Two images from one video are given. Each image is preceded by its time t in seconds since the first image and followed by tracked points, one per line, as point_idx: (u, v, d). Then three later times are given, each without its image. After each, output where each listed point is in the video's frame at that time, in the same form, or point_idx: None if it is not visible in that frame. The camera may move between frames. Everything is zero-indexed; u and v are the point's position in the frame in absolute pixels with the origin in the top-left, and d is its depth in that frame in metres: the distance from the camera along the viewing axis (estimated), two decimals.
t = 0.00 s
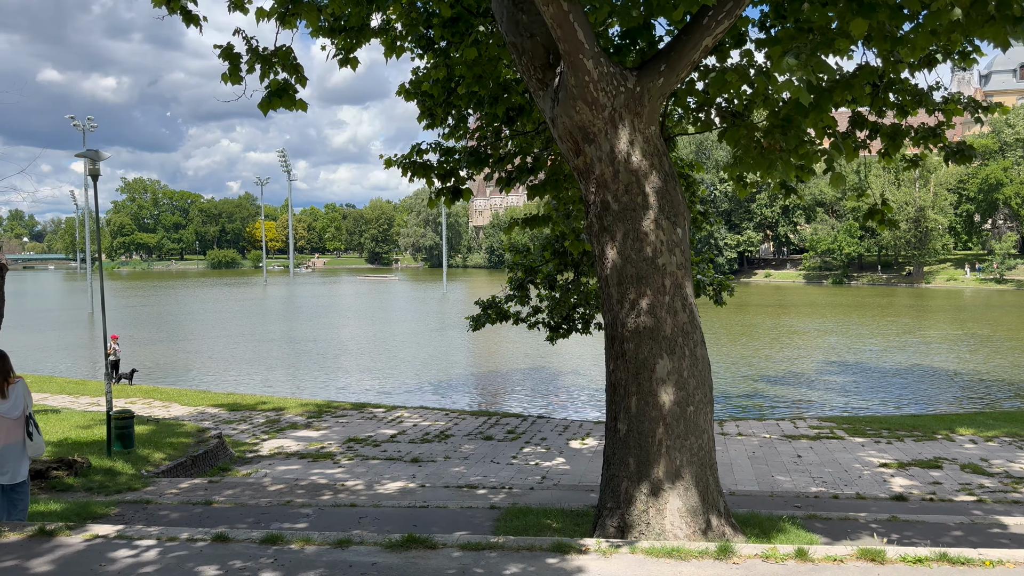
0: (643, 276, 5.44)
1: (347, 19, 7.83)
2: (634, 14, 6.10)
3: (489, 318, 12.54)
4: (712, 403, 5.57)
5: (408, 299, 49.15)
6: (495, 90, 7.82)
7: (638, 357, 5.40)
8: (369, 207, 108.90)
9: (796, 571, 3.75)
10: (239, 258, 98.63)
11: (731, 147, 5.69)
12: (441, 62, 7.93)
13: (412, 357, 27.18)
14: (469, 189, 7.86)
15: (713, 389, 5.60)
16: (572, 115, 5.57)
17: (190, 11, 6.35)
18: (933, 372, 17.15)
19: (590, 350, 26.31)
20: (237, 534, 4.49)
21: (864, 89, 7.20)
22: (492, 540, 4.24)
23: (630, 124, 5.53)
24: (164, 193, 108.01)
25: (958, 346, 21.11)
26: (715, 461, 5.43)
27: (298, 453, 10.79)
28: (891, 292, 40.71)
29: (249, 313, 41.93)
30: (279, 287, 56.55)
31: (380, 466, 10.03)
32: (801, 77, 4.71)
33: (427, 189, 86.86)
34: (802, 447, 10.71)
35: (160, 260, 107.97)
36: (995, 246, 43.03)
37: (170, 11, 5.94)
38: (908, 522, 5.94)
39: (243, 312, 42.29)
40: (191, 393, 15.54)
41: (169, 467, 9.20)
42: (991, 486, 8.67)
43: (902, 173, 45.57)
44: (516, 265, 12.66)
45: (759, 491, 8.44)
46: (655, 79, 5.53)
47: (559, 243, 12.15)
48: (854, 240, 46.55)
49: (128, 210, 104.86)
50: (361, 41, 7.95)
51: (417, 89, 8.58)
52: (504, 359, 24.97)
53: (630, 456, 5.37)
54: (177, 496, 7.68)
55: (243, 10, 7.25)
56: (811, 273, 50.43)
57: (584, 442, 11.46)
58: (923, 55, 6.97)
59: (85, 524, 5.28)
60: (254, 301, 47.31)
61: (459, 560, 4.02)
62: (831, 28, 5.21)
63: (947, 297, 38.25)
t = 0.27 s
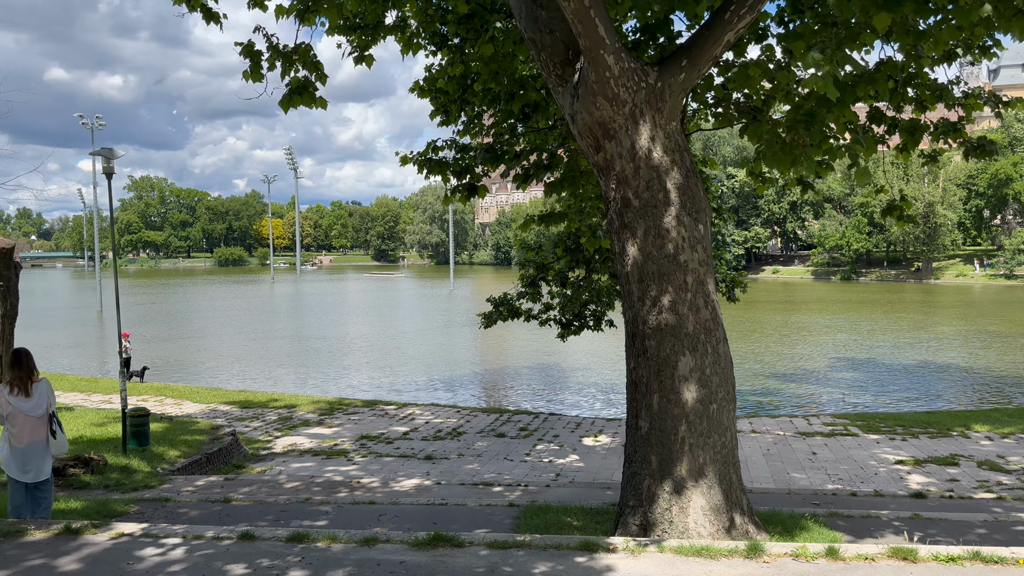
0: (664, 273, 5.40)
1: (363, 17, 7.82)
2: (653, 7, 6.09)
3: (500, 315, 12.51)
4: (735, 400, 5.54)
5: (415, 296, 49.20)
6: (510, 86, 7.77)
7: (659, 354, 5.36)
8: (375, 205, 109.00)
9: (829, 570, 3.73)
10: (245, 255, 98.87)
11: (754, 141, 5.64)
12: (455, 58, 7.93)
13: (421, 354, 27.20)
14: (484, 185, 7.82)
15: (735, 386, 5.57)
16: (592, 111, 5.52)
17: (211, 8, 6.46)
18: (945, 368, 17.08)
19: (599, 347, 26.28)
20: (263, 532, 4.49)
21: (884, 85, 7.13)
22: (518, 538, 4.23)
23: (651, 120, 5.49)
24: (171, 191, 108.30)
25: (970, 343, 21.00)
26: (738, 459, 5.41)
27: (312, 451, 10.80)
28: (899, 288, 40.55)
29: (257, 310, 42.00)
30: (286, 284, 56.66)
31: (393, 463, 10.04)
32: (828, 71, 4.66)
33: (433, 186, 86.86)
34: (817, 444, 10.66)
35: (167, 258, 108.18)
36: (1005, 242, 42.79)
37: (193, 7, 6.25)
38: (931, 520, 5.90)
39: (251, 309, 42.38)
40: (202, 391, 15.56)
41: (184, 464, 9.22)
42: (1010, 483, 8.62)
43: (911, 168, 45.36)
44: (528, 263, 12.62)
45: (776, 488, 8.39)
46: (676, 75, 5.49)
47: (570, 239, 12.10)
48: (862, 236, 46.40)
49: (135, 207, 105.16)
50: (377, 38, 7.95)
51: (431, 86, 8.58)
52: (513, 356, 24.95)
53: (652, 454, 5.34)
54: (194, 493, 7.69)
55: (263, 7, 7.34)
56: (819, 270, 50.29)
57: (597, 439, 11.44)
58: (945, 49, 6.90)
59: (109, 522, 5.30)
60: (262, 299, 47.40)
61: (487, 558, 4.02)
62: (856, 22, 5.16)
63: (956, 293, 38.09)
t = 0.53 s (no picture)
0: (688, 269, 5.38)
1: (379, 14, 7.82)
2: (675, 1, 6.11)
3: (513, 312, 12.51)
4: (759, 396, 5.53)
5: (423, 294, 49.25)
6: (527, 82, 7.74)
7: (684, 351, 5.35)
8: (381, 203, 109.14)
9: (863, 567, 3.73)
10: (252, 253, 99.06)
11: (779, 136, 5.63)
12: (469, 56, 7.91)
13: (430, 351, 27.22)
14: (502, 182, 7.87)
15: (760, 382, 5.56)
16: (614, 107, 5.50)
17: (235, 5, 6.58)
18: (956, 364, 17.04)
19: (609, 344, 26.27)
20: (292, 529, 4.51)
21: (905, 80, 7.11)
22: (548, 535, 4.23)
23: (674, 115, 5.47)
24: (178, 189, 108.57)
25: (981, 338, 20.95)
26: (763, 456, 5.41)
27: (327, 448, 10.83)
28: (908, 284, 40.43)
29: (265, 308, 42.12)
30: (293, 283, 56.79)
31: (409, 460, 10.05)
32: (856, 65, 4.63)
33: (440, 183, 86.91)
34: (832, 440, 10.64)
35: (174, 256, 108.45)
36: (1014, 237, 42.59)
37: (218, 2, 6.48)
38: (955, 517, 5.89)
39: (259, 307, 42.49)
40: (215, 388, 15.61)
41: (201, 462, 9.25)
42: None
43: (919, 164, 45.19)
44: (541, 259, 12.61)
45: (794, 485, 8.38)
46: (699, 70, 5.49)
47: (583, 236, 12.09)
48: (870, 232, 46.27)
49: (142, 206, 105.41)
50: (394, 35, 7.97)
51: (447, 83, 8.59)
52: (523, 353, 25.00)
53: (676, 451, 5.34)
54: (213, 491, 7.71)
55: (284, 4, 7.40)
56: (827, 266, 50.18)
57: (611, 436, 11.44)
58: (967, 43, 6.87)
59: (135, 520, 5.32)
60: (270, 297, 47.50)
61: (518, 555, 4.02)
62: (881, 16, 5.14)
63: (965, 289, 37.95)
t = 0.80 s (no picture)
0: (711, 267, 5.38)
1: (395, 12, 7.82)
2: None
3: (524, 310, 12.52)
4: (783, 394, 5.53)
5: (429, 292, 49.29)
6: (545, 80, 7.74)
7: (707, 349, 5.34)
8: (386, 201, 109.21)
9: (896, 565, 3.73)
10: (256, 252, 99.16)
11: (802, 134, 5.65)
12: (486, 54, 7.94)
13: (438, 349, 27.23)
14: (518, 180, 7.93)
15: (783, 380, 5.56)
16: (636, 104, 5.48)
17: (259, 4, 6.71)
18: (966, 361, 17.01)
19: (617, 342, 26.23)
20: (320, 527, 4.53)
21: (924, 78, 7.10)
22: (578, 533, 4.25)
23: (697, 113, 5.46)
24: (183, 188, 108.76)
25: (990, 335, 20.92)
26: (786, 454, 5.41)
27: (340, 446, 10.85)
28: (915, 281, 40.35)
29: (272, 306, 42.18)
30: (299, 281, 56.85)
31: (423, 457, 10.07)
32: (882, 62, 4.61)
33: (444, 181, 86.96)
34: (846, 438, 10.63)
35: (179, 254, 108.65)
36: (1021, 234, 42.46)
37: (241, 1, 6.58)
38: (977, 514, 5.88)
39: (266, 306, 42.55)
40: (226, 386, 15.65)
41: (217, 460, 9.28)
42: None
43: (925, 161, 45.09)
44: (552, 257, 12.63)
45: (810, 482, 8.38)
46: (721, 67, 5.48)
47: (595, 233, 12.09)
48: (877, 229, 46.17)
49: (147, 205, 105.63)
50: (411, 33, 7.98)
51: (462, 81, 8.58)
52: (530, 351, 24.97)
53: (700, 449, 5.34)
54: (231, 489, 7.73)
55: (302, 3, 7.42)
56: (833, 263, 50.11)
57: (624, 433, 11.45)
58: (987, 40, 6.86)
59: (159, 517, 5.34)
60: (276, 295, 47.57)
61: (549, 552, 4.03)
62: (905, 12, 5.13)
63: (972, 286, 37.84)
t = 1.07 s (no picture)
0: (732, 263, 5.35)
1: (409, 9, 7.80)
2: None
3: (534, 307, 12.50)
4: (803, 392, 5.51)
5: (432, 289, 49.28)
6: (560, 76, 7.71)
7: (728, 346, 5.32)
8: (389, 198, 109.20)
9: (926, 563, 3.72)
10: (260, 249, 99.20)
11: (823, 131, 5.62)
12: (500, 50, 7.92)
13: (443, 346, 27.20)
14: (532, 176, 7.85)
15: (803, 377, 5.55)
16: (655, 101, 5.46)
17: None
18: (975, 359, 16.97)
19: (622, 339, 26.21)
20: (344, 524, 4.52)
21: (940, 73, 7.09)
22: (602, 530, 4.24)
23: (717, 109, 5.43)
24: (186, 185, 108.77)
25: (998, 333, 20.87)
26: (806, 451, 5.41)
27: (351, 443, 10.85)
28: (920, 279, 40.27)
29: (277, 303, 42.21)
30: (303, 278, 56.89)
31: (434, 454, 10.07)
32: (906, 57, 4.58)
33: (448, 179, 86.94)
34: (857, 436, 10.61)
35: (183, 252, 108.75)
36: None
37: None
38: (997, 512, 5.86)
39: (271, 303, 42.58)
40: (234, 383, 15.65)
41: (229, 456, 9.28)
42: None
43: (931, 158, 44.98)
44: (562, 255, 12.62)
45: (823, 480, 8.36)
46: (743, 62, 5.45)
47: (605, 231, 12.06)
48: (882, 226, 46.08)
49: (150, 202, 105.67)
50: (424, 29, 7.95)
51: (474, 77, 8.55)
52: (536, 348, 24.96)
53: (720, 447, 5.34)
54: (246, 486, 7.73)
55: None
56: (838, 261, 50.04)
57: (634, 431, 11.44)
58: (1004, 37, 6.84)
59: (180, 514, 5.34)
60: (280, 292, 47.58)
61: (575, 550, 4.03)
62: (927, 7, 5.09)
63: (977, 283, 37.76)
